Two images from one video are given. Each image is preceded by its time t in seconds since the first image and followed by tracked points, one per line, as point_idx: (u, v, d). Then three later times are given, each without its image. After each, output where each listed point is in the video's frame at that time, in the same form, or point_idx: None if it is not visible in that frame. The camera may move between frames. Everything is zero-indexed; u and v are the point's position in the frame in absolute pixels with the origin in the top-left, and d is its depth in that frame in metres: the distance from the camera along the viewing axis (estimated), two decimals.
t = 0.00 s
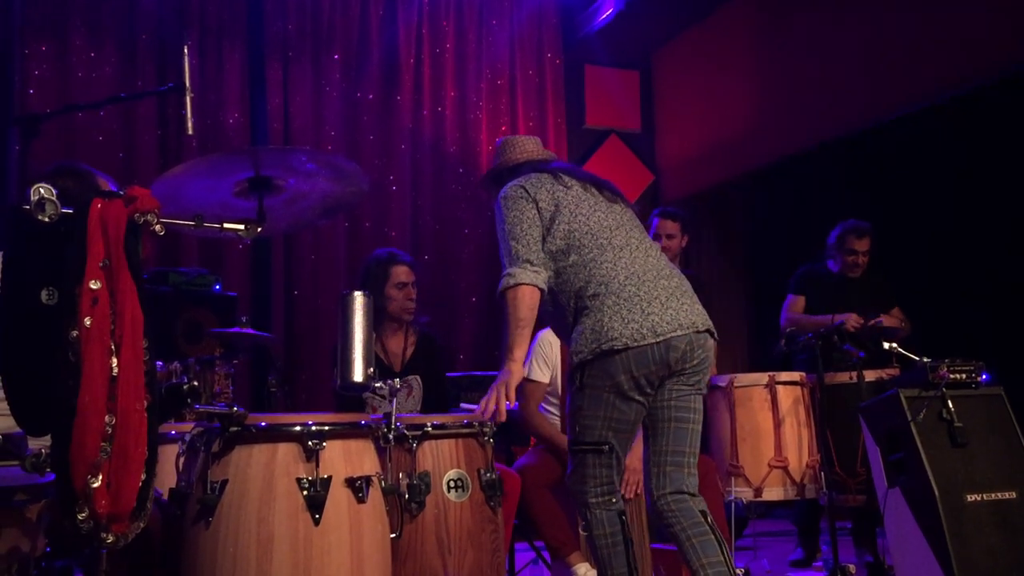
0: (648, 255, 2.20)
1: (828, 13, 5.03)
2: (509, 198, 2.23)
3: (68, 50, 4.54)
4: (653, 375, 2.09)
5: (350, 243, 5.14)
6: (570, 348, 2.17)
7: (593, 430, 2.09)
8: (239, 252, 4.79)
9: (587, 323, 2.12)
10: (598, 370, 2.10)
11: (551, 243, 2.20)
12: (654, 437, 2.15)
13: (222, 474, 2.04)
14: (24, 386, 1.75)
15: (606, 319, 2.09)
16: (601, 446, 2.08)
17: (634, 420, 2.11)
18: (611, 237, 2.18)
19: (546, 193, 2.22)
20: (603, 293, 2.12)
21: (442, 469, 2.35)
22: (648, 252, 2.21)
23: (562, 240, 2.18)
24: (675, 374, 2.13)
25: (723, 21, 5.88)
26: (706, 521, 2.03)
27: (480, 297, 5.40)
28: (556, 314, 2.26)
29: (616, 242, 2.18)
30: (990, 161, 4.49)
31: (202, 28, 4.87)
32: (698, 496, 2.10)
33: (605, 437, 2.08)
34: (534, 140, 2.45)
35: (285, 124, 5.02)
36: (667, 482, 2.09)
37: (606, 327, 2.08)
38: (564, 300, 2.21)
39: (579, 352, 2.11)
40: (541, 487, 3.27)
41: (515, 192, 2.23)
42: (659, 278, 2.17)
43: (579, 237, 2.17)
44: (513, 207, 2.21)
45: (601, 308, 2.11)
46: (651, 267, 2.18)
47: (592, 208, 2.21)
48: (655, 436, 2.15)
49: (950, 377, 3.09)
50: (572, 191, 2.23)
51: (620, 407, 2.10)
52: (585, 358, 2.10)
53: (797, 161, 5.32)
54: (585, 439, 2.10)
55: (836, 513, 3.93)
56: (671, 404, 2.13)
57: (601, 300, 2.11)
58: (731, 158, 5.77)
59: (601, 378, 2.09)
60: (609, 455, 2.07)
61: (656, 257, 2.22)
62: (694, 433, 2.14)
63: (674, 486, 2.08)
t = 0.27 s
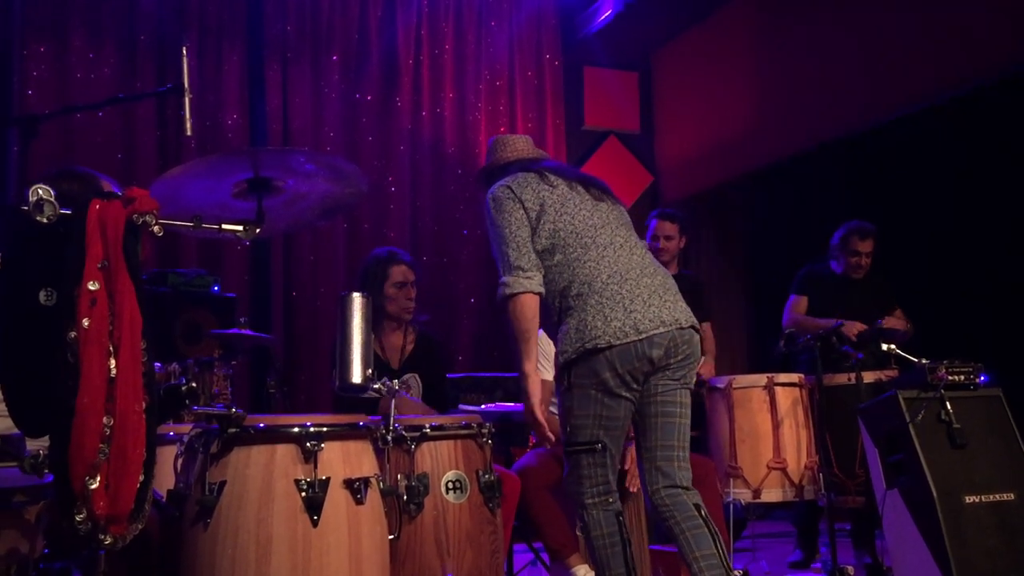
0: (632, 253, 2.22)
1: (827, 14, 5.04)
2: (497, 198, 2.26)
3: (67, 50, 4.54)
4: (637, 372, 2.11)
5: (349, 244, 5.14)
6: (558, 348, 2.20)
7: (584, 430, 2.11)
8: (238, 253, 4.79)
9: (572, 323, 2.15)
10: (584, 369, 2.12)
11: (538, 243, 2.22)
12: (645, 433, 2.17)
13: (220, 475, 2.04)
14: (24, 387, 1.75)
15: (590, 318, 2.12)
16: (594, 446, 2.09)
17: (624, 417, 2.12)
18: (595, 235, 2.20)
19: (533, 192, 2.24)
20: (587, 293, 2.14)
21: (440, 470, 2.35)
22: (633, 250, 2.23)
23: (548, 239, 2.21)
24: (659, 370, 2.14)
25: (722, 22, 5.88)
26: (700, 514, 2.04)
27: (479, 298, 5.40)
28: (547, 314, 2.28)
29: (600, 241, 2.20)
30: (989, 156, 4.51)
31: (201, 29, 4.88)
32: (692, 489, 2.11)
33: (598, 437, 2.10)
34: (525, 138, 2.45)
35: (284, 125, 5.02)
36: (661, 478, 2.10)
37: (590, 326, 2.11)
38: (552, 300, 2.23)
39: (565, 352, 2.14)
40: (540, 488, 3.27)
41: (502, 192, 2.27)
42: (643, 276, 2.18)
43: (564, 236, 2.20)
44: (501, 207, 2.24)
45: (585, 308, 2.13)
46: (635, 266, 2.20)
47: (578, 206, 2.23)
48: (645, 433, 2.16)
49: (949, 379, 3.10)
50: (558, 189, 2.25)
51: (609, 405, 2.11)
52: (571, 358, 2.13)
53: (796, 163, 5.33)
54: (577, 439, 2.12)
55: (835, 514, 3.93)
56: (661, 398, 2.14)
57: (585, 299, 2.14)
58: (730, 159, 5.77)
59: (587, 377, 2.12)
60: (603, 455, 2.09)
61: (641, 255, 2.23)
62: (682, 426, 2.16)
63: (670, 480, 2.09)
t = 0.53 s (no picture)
0: (621, 250, 2.22)
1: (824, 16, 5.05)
2: (488, 197, 2.27)
3: (64, 50, 4.53)
4: (627, 371, 2.11)
5: (346, 244, 5.13)
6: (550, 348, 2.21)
7: (578, 429, 2.11)
8: (235, 254, 4.79)
9: (562, 323, 2.15)
10: (575, 370, 2.12)
11: (529, 242, 2.23)
12: (633, 432, 2.20)
13: (216, 476, 2.04)
14: (23, 387, 1.75)
15: (579, 318, 2.12)
16: (591, 445, 2.09)
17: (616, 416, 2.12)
18: (584, 233, 2.20)
19: (522, 190, 2.25)
20: (576, 292, 2.14)
21: (437, 471, 2.36)
22: (622, 247, 2.22)
23: (537, 238, 2.21)
24: (649, 367, 2.15)
25: (720, 24, 5.89)
26: (687, 504, 2.08)
27: (476, 299, 5.40)
28: (540, 313, 2.29)
29: (589, 238, 2.19)
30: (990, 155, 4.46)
31: (199, 29, 4.87)
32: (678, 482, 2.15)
33: (593, 436, 2.10)
34: (520, 132, 2.46)
35: (281, 126, 5.02)
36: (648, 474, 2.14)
37: (579, 326, 2.11)
38: (543, 298, 2.23)
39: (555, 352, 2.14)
40: (537, 488, 3.27)
41: (492, 191, 2.27)
42: (632, 273, 2.18)
43: (553, 235, 2.20)
44: (491, 206, 2.25)
45: (574, 307, 2.13)
46: (624, 263, 2.19)
47: (567, 203, 2.23)
48: (634, 433, 2.20)
49: (945, 380, 3.11)
50: (548, 186, 2.26)
51: (601, 405, 2.12)
52: (561, 358, 2.13)
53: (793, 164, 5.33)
54: (572, 439, 2.12)
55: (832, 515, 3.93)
56: (648, 397, 2.18)
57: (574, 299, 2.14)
58: (728, 160, 5.78)
59: (578, 377, 2.12)
60: (599, 453, 2.09)
61: (630, 252, 2.23)
62: (670, 424, 2.20)
63: (658, 475, 2.13)
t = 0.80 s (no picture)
0: (624, 251, 2.22)
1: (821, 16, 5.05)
2: (494, 188, 2.26)
3: (60, 50, 4.53)
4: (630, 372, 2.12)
5: (343, 244, 5.13)
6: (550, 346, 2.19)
7: (579, 428, 2.10)
8: (232, 253, 4.78)
9: (567, 322, 2.13)
10: (580, 369, 2.11)
11: (535, 237, 2.21)
12: (627, 433, 2.21)
13: (213, 475, 2.04)
14: (23, 386, 1.79)
15: (585, 317, 2.11)
16: (592, 443, 2.09)
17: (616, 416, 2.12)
18: (589, 232, 2.19)
19: (529, 185, 2.24)
20: (582, 291, 2.13)
21: (433, 470, 2.35)
22: (626, 248, 2.22)
23: (543, 234, 2.20)
24: (648, 369, 2.16)
25: (716, 24, 5.89)
26: (678, 499, 2.12)
27: (474, 298, 5.40)
28: (538, 310, 2.27)
29: (595, 238, 2.19)
30: (991, 157, 4.51)
31: (195, 29, 4.87)
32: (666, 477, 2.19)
33: (594, 435, 2.09)
34: (522, 122, 2.47)
35: (278, 126, 5.02)
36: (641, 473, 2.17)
37: (585, 325, 2.10)
38: (544, 296, 2.22)
39: (559, 351, 2.12)
40: (534, 488, 3.27)
41: (499, 183, 2.25)
42: (635, 276, 2.18)
43: (559, 232, 2.19)
44: (498, 199, 2.23)
45: (580, 305, 2.12)
46: (628, 265, 2.19)
47: (574, 200, 2.23)
48: (628, 433, 2.21)
49: (941, 379, 3.13)
50: (554, 181, 2.25)
51: (602, 405, 2.11)
52: (565, 358, 2.11)
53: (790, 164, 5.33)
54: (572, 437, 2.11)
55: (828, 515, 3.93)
56: (645, 398, 2.20)
57: (580, 297, 2.13)
58: (724, 160, 5.78)
59: (582, 377, 2.11)
60: (600, 452, 2.09)
61: (633, 254, 2.23)
62: (662, 425, 2.22)
63: (647, 471, 2.16)
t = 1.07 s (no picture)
0: (638, 250, 2.22)
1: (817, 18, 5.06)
2: (513, 173, 2.19)
3: (57, 50, 4.52)
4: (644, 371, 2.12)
5: (340, 245, 5.13)
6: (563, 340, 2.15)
7: (595, 425, 2.07)
8: (228, 254, 4.78)
9: (586, 316, 2.10)
10: (599, 366, 2.09)
11: (555, 228, 2.16)
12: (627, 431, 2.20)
13: (208, 475, 2.03)
14: (23, 387, 1.76)
15: (608, 314, 2.08)
16: (607, 440, 2.06)
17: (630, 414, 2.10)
18: (608, 228, 2.18)
19: (550, 172, 2.20)
20: (604, 287, 2.11)
21: (430, 470, 2.35)
22: (638, 247, 2.22)
23: (564, 225, 2.16)
24: (659, 370, 2.16)
25: (713, 25, 5.91)
26: (678, 500, 2.12)
27: (470, 299, 5.41)
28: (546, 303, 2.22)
29: (613, 235, 2.18)
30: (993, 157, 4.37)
31: (192, 29, 4.86)
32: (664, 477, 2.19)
33: (609, 431, 2.06)
34: (531, 105, 2.39)
35: (275, 126, 5.02)
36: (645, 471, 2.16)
37: (607, 322, 2.08)
38: (556, 289, 2.17)
39: (579, 347, 2.08)
40: (530, 488, 3.27)
41: (519, 167, 2.19)
42: (650, 275, 2.18)
43: (580, 224, 2.16)
44: (519, 183, 2.17)
45: (602, 301, 2.10)
46: (642, 265, 2.20)
47: (592, 194, 2.20)
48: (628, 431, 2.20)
49: (937, 379, 3.13)
50: (573, 172, 2.22)
51: (617, 402, 2.09)
52: (585, 354, 2.08)
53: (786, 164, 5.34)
54: (586, 433, 2.08)
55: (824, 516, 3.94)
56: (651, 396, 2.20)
57: (603, 293, 2.10)
58: (721, 161, 5.79)
59: (600, 373, 2.09)
60: (613, 449, 2.06)
61: (644, 253, 2.24)
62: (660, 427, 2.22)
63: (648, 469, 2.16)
